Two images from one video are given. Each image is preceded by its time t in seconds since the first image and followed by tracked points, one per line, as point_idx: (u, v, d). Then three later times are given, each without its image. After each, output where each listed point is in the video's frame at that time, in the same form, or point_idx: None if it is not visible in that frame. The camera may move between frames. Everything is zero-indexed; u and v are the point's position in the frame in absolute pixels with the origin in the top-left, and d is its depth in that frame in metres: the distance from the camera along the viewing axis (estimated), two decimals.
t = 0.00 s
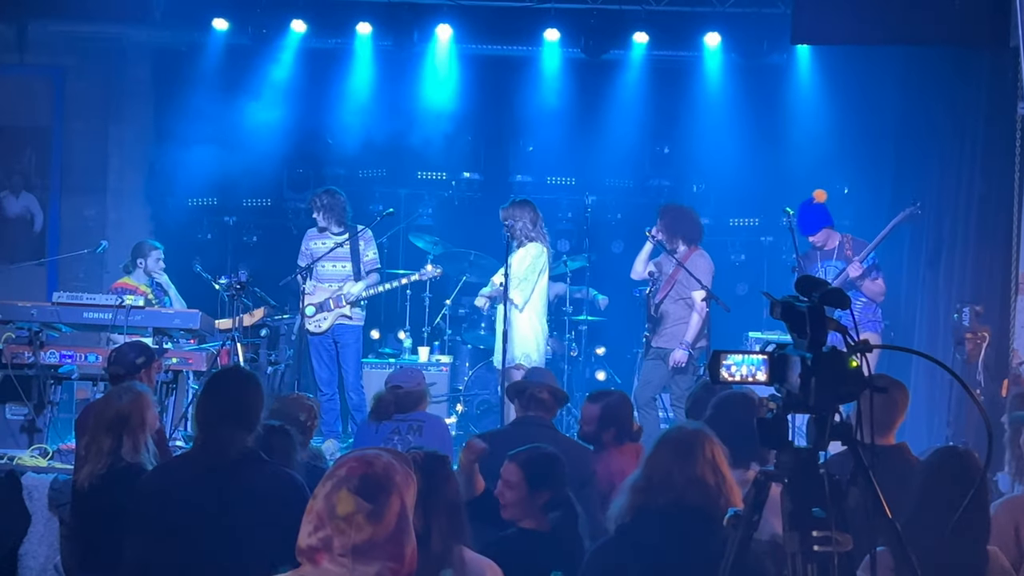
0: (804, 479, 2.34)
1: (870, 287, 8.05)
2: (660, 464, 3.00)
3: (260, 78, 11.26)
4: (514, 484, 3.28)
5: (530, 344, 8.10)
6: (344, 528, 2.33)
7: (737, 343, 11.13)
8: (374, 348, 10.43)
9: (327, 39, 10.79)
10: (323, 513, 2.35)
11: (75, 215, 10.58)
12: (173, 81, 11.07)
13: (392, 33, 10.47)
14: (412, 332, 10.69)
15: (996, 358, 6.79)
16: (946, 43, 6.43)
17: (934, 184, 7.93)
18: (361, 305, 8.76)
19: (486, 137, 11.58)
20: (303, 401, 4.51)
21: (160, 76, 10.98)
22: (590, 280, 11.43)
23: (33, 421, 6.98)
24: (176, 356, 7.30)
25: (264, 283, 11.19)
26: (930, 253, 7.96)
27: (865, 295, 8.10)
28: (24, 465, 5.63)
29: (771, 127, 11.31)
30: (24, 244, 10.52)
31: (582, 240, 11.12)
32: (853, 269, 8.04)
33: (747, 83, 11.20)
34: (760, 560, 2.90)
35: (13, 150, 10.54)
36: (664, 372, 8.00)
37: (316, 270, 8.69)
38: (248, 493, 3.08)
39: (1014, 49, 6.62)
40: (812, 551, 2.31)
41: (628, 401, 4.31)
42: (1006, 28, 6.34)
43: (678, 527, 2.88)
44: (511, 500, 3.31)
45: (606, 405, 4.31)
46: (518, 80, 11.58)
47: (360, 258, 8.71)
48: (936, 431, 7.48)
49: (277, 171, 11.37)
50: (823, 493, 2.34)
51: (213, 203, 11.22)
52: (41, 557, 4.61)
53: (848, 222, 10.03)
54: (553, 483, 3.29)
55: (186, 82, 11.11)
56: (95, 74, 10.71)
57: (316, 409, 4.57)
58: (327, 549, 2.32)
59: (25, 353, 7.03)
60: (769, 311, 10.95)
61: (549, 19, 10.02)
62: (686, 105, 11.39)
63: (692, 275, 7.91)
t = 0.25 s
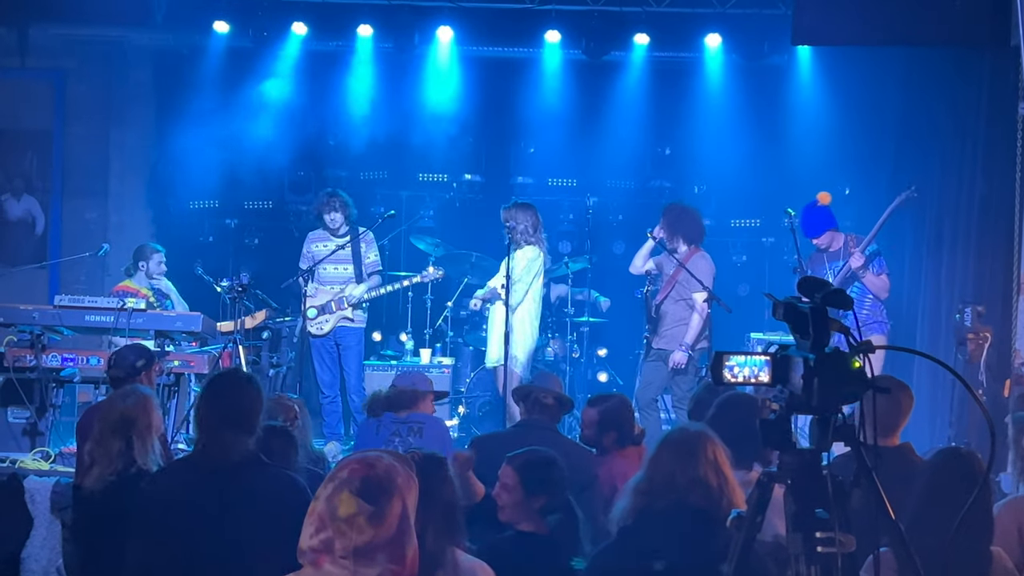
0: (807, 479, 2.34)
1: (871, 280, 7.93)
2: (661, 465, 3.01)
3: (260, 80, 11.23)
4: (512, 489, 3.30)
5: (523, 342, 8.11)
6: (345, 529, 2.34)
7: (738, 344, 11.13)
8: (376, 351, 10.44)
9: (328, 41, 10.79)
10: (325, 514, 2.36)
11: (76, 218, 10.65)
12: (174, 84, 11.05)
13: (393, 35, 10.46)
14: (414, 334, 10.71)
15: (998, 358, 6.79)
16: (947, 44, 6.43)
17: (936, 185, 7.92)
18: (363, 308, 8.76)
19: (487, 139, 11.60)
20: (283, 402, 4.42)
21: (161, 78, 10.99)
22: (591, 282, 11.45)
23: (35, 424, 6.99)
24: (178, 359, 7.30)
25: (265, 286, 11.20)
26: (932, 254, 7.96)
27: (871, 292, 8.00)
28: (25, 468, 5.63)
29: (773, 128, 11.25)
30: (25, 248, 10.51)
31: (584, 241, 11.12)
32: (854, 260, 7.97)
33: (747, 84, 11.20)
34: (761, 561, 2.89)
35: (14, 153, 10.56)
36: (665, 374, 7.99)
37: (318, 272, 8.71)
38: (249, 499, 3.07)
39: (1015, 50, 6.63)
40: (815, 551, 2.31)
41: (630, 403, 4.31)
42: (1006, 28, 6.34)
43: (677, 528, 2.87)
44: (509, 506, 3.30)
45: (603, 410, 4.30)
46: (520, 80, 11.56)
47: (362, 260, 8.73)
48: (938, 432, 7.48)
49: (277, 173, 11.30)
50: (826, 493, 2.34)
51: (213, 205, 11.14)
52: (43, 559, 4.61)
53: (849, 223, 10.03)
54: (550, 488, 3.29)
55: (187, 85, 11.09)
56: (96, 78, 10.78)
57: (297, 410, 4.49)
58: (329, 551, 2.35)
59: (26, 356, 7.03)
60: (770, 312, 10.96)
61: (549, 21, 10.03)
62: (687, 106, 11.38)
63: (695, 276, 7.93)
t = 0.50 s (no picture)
0: (808, 481, 2.34)
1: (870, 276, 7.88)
2: (661, 467, 3.02)
3: (260, 83, 11.23)
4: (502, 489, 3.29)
5: (523, 342, 8.12)
6: (344, 531, 2.33)
7: (739, 345, 11.14)
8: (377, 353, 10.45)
9: (328, 43, 10.79)
10: (324, 516, 2.36)
11: (76, 222, 10.70)
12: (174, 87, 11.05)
13: (393, 37, 10.47)
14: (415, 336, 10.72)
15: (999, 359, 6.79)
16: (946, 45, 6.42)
17: (937, 185, 7.91)
18: (364, 310, 8.77)
19: (487, 141, 11.60)
20: (274, 402, 4.38)
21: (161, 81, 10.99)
22: (592, 283, 11.46)
23: (36, 427, 6.99)
24: (179, 362, 7.31)
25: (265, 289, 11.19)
26: (933, 254, 7.96)
27: (873, 289, 7.96)
28: (27, 471, 5.64)
29: (773, 129, 11.24)
30: (26, 251, 10.61)
31: (585, 243, 11.14)
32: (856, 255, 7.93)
33: (747, 85, 11.20)
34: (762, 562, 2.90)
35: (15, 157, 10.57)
36: (666, 375, 7.99)
37: (318, 275, 8.72)
38: (248, 501, 3.07)
39: (1015, 50, 6.63)
40: (817, 553, 2.31)
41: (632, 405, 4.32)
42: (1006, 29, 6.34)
43: (677, 530, 2.88)
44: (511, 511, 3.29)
45: (607, 412, 4.33)
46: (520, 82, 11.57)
47: (362, 262, 8.74)
48: (939, 433, 7.48)
49: (278, 175, 11.28)
50: (827, 495, 2.34)
51: (215, 209, 11.11)
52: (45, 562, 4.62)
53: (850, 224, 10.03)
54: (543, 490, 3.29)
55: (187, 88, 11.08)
56: (97, 81, 10.80)
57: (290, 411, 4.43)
58: (328, 552, 2.33)
59: (28, 359, 7.03)
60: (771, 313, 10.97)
61: (549, 23, 10.04)
62: (687, 108, 11.38)
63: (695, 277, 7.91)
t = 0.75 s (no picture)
0: (809, 481, 2.34)
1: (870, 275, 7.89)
2: (662, 467, 2.99)
3: (260, 84, 11.23)
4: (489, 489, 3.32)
5: (524, 341, 8.11)
6: (344, 530, 2.33)
7: (739, 346, 11.13)
8: (377, 354, 10.45)
9: (327, 44, 10.79)
10: (324, 515, 2.36)
11: (77, 223, 10.66)
12: (174, 88, 11.05)
13: (392, 37, 10.47)
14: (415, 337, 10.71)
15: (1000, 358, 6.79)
16: (946, 45, 6.42)
17: (939, 181, 7.91)
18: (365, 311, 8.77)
19: (487, 141, 11.61)
20: (291, 406, 4.44)
21: (161, 82, 11.00)
22: (592, 284, 11.45)
23: (37, 429, 6.99)
24: (179, 363, 7.31)
25: (265, 290, 11.20)
26: (934, 251, 7.97)
27: (874, 289, 7.97)
28: (27, 473, 5.64)
29: (772, 129, 11.23)
30: (25, 253, 10.50)
31: (585, 243, 11.14)
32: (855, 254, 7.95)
33: (747, 85, 11.20)
34: (763, 562, 2.90)
35: (14, 158, 10.57)
36: (666, 376, 7.99)
37: (319, 276, 8.71)
38: (248, 502, 3.07)
39: (1015, 49, 6.63)
40: (818, 554, 2.31)
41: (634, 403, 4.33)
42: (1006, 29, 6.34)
43: (678, 530, 2.88)
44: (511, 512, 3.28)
45: (617, 412, 4.34)
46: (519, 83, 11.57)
47: (362, 263, 8.74)
48: (940, 433, 7.47)
49: (278, 176, 11.31)
50: (827, 495, 2.33)
51: (214, 210, 11.17)
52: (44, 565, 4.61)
53: (849, 224, 10.02)
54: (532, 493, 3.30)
55: (187, 89, 11.08)
56: (97, 83, 10.79)
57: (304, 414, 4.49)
58: (328, 552, 2.33)
59: (28, 361, 7.02)
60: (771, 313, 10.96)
61: (548, 23, 10.04)
62: (687, 108, 11.38)
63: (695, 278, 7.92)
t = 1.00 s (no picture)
0: (808, 480, 2.34)
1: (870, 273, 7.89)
2: (663, 467, 3.00)
3: (259, 85, 11.22)
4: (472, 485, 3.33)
5: (525, 345, 8.10)
6: (346, 527, 2.33)
7: (739, 345, 11.14)
8: (377, 353, 10.47)
9: (326, 45, 10.79)
10: (326, 512, 2.35)
11: (76, 224, 10.64)
12: (173, 88, 11.05)
13: (391, 37, 10.46)
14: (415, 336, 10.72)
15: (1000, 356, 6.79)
16: (945, 44, 6.41)
17: (939, 180, 7.92)
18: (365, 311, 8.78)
19: (486, 141, 11.61)
20: (318, 407, 4.36)
21: (160, 83, 11.00)
22: (592, 284, 11.45)
23: (36, 429, 6.99)
24: (179, 363, 7.31)
25: (265, 290, 11.20)
26: (933, 251, 7.98)
27: (873, 289, 7.97)
28: (27, 473, 5.64)
29: (771, 128, 11.24)
30: (25, 253, 10.50)
31: (584, 243, 11.15)
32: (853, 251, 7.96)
33: (746, 84, 11.20)
34: (763, 561, 2.91)
35: (14, 159, 10.56)
36: (666, 375, 8.00)
37: (318, 276, 8.71)
38: (248, 504, 3.07)
39: (1014, 48, 6.63)
40: (818, 553, 2.31)
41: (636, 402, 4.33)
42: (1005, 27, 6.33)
43: (679, 531, 2.87)
44: (512, 513, 3.29)
45: (621, 411, 4.34)
46: (519, 84, 11.58)
47: (361, 263, 8.74)
48: (940, 432, 7.48)
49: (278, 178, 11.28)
50: (827, 495, 2.34)
51: (213, 210, 11.18)
52: (45, 566, 4.61)
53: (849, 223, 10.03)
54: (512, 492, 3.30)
55: (186, 90, 11.08)
56: (96, 84, 10.78)
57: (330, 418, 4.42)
58: (329, 550, 2.33)
59: (28, 362, 7.02)
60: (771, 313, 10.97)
61: (547, 23, 10.04)
62: (686, 108, 11.37)
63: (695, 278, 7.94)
